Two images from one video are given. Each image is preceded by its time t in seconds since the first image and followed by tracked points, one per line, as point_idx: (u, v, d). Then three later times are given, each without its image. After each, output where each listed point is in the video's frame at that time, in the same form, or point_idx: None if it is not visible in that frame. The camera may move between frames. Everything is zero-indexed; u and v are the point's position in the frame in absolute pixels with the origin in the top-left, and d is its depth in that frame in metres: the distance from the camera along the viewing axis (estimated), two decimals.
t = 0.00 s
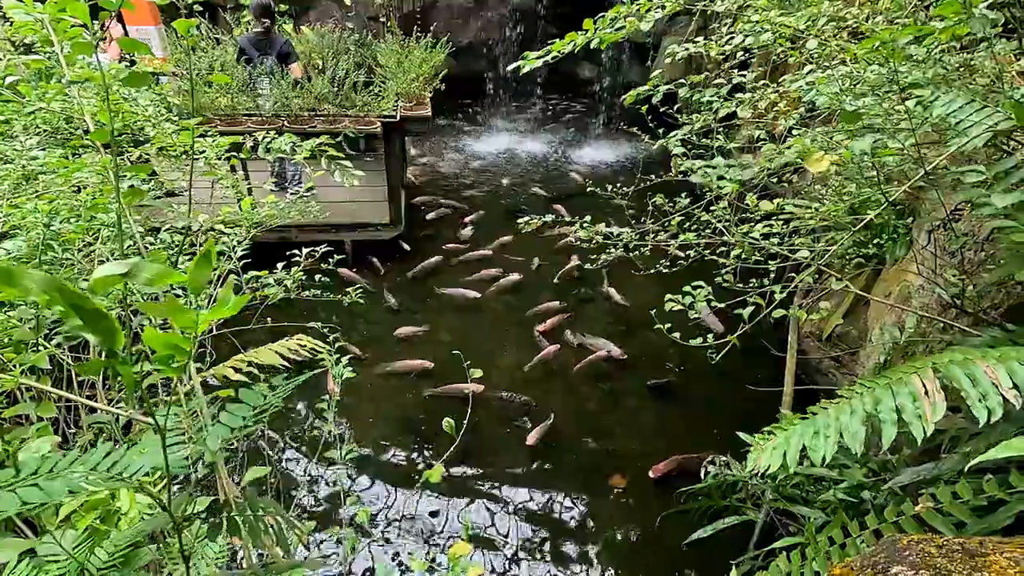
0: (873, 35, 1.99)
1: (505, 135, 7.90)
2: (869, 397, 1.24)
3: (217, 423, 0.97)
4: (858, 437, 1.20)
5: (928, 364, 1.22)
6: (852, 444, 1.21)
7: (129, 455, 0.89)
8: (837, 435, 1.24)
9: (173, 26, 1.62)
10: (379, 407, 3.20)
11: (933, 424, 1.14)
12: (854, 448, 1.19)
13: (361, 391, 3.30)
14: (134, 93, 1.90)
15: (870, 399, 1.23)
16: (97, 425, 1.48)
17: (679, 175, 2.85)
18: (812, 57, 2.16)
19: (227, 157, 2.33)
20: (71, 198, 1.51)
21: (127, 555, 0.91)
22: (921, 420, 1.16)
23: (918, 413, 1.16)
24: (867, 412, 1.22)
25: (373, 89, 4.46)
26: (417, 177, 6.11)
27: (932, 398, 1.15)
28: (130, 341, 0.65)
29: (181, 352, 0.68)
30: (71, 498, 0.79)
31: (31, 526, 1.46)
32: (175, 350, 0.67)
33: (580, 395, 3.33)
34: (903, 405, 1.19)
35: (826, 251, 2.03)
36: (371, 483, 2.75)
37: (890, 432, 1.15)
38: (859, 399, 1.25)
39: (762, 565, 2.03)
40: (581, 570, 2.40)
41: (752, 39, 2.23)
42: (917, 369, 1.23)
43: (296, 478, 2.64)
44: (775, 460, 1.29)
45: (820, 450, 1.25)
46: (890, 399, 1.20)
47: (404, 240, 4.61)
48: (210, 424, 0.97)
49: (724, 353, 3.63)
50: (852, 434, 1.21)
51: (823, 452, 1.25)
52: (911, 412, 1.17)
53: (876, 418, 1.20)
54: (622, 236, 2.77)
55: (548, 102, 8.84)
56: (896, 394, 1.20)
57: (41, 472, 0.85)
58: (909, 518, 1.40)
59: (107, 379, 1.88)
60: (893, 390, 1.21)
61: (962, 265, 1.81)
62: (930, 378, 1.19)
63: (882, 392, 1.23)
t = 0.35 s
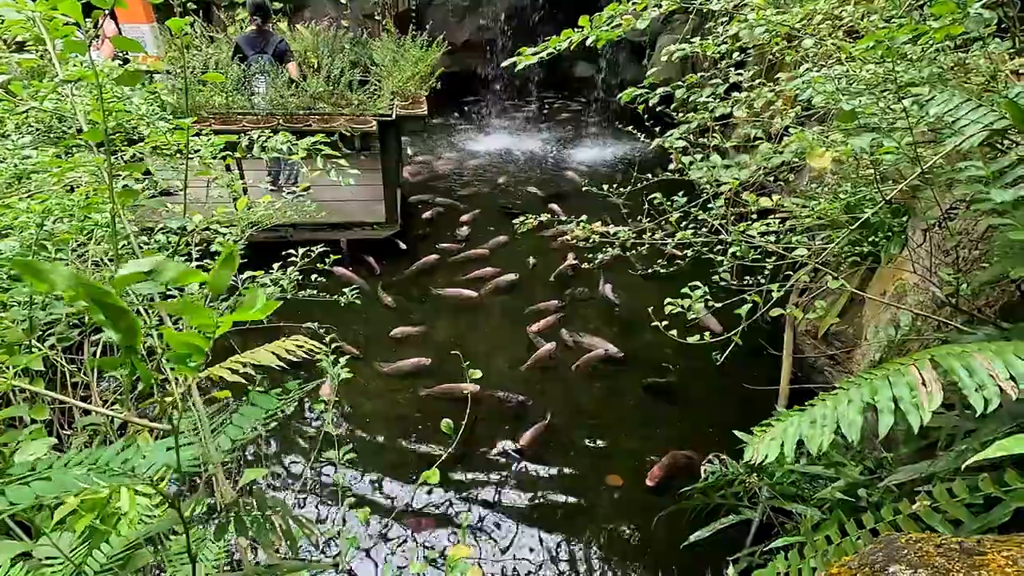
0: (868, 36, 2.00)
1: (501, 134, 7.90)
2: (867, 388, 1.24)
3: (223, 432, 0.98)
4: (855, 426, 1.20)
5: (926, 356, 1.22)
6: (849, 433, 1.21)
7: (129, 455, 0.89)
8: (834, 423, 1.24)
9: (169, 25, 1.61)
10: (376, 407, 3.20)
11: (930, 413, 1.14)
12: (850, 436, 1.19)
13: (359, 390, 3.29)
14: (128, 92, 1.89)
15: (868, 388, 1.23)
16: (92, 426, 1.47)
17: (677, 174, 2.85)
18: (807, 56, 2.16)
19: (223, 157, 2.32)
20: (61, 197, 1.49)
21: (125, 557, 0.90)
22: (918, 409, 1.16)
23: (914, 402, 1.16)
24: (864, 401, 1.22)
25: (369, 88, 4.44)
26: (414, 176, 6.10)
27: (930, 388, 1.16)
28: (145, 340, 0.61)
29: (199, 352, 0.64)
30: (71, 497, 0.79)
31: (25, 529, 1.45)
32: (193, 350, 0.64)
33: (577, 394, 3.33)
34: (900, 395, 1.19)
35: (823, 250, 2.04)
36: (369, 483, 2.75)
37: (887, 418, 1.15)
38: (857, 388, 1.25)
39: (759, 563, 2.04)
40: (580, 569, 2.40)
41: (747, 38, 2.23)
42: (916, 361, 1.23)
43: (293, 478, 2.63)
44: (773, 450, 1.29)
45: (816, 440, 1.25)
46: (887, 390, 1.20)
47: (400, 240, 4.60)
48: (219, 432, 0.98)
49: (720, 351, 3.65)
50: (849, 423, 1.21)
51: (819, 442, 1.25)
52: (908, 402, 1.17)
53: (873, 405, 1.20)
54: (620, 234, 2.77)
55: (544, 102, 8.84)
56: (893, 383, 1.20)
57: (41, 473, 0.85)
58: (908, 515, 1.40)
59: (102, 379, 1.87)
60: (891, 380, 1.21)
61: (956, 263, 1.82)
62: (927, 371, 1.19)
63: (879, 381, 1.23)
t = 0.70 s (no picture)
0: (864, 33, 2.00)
1: (497, 133, 7.88)
2: (861, 380, 1.24)
3: (243, 439, 0.99)
4: (848, 418, 1.21)
5: (920, 349, 1.22)
6: (842, 426, 1.21)
7: (128, 455, 0.88)
8: (828, 416, 1.24)
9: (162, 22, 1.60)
10: (374, 406, 3.19)
11: (922, 406, 1.14)
12: (844, 427, 1.20)
13: (355, 389, 3.29)
14: (121, 90, 1.87)
15: (862, 381, 1.24)
16: (89, 427, 1.46)
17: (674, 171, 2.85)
18: (804, 53, 2.16)
19: (218, 155, 2.31)
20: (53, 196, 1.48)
21: (127, 558, 0.90)
22: (910, 402, 1.16)
23: (907, 395, 1.16)
24: (858, 393, 1.22)
25: (365, 85, 4.42)
26: (410, 175, 6.09)
27: (923, 381, 1.15)
28: (186, 341, 0.62)
29: (232, 352, 0.66)
30: (74, 498, 0.79)
31: (23, 530, 1.44)
32: (226, 350, 0.66)
33: (575, 392, 3.33)
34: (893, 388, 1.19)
35: (820, 247, 2.04)
36: (366, 482, 2.74)
37: (879, 410, 1.15)
38: (851, 381, 1.25)
39: (757, 559, 2.05)
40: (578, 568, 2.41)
41: (743, 36, 2.23)
42: (910, 354, 1.23)
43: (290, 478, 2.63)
44: (767, 442, 1.30)
45: (810, 432, 1.26)
46: (881, 382, 1.20)
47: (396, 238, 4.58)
48: (240, 438, 0.99)
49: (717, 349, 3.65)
50: (842, 415, 1.21)
51: (813, 434, 1.26)
52: (900, 395, 1.16)
53: (867, 398, 1.20)
54: (617, 231, 2.77)
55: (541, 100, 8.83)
56: (886, 376, 1.20)
57: (43, 475, 0.85)
58: (904, 509, 1.41)
59: (98, 379, 1.86)
60: (885, 373, 1.21)
61: (952, 259, 1.82)
62: (921, 364, 1.19)
63: (873, 374, 1.23)
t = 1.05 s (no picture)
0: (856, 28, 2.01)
1: (490, 130, 7.86)
2: (857, 365, 1.24)
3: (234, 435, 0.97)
4: (843, 403, 1.21)
5: (917, 335, 1.22)
6: (837, 411, 1.22)
7: (117, 451, 0.87)
8: (823, 400, 1.24)
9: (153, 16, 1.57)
10: (368, 404, 3.18)
11: (917, 391, 1.15)
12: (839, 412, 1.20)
13: (349, 387, 3.27)
14: (111, 85, 1.85)
15: (858, 366, 1.24)
16: (79, 425, 1.44)
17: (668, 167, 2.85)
18: (798, 48, 2.16)
19: (210, 151, 2.29)
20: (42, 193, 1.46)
21: (115, 557, 0.88)
22: (905, 387, 1.17)
23: (902, 380, 1.17)
24: (854, 377, 1.22)
25: (358, 82, 4.40)
26: (403, 172, 6.06)
27: (919, 367, 1.16)
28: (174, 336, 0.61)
29: (223, 348, 0.65)
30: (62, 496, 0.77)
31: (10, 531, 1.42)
32: (217, 345, 0.64)
33: (569, 388, 3.33)
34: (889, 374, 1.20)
35: (814, 241, 2.05)
36: (361, 480, 2.73)
37: (875, 394, 1.16)
38: (847, 366, 1.26)
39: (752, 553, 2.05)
40: (574, 563, 2.40)
41: (737, 31, 2.23)
42: (905, 340, 1.24)
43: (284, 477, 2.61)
44: (761, 426, 1.30)
45: (806, 416, 1.26)
46: (877, 367, 1.21)
47: (390, 236, 4.56)
48: (233, 433, 0.97)
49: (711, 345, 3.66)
50: (838, 399, 1.21)
51: (809, 417, 1.26)
52: (896, 380, 1.18)
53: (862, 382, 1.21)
54: (611, 227, 2.77)
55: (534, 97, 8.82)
56: (882, 361, 1.21)
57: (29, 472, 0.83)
58: (898, 501, 1.41)
59: (87, 378, 1.83)
60: (880, 358, 1.22)
61: (943, 253, 1.83)
62: (917, 349, 1.20)
63: (869, 359, 1.24)
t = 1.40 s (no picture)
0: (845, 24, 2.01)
1: (483, 128, 7.84)
2: (845, 356, 1.25)
3: (212, 427, 0.96)
4: (830, 392, 1.22)
5: (903, 326, 1.23)
6: (824, 400, 1.22)
7: (102, 450, 0.86)
8: (811, 389, 1.25)
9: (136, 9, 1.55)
10: (360, 403, 3.17)
11: (902, 381, 1.16)
12: (826, 401, 1.21)
13: (341, 387, 3.26)
14: (95, 81, 1.82)
15: (845, 356, 1.25)
16: (67, 426, 1.43)
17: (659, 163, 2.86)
18: (787, 44, 2.17)
19: (197, 148, 2.26)
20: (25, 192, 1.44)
21: (102, 557, 0.87)
22: (891, 377, 1.19)
23: (888, 370, 1.18)
24: (841, 367, 1.23)
25: (348, 79, 4.37)
26: (395, 170, 6.04)
27: (904, 358, 1.17)
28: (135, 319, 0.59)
29: (190, 338, 0.63)
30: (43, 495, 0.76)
31: None
32: (184, 335, 0.62)
33: (562, 386, 3.34)
34: (875, 364, 1.21)
35: (803, 236, 2.06)
36: (353, 480, 2.72)
37: (861, 384, 1.17)
38: (835, 356, 1.26)
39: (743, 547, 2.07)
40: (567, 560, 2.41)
41: (727, 27, 2.24)
42: (892, 331, 1.25)
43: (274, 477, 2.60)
44: (750, 416, 1.31)
45: (794, 405, 1.27)
46: (864, 357, 1.21)
47: (382, 234, 4.54)
48: (219, 429, 0.96)
49: (703, 341, 3.67)
50: (824, 389, 1.22)
51: (797, 407, 1.27)
52: (883, 371, 1.19)
53: (849, 372, 1.21)
54: (603, 223, 2.77)
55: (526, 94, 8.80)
56: (869, 352, 1.22)
57: (4, 471, 0.83)
58: (887, 494, 1.42)
59: (75, 378, 1.81)
60: (868, 349, 1.23)
61: (931, 248, 1.85)
62: (904, 340, 1.21)
63: (857, 349, 1.25)
